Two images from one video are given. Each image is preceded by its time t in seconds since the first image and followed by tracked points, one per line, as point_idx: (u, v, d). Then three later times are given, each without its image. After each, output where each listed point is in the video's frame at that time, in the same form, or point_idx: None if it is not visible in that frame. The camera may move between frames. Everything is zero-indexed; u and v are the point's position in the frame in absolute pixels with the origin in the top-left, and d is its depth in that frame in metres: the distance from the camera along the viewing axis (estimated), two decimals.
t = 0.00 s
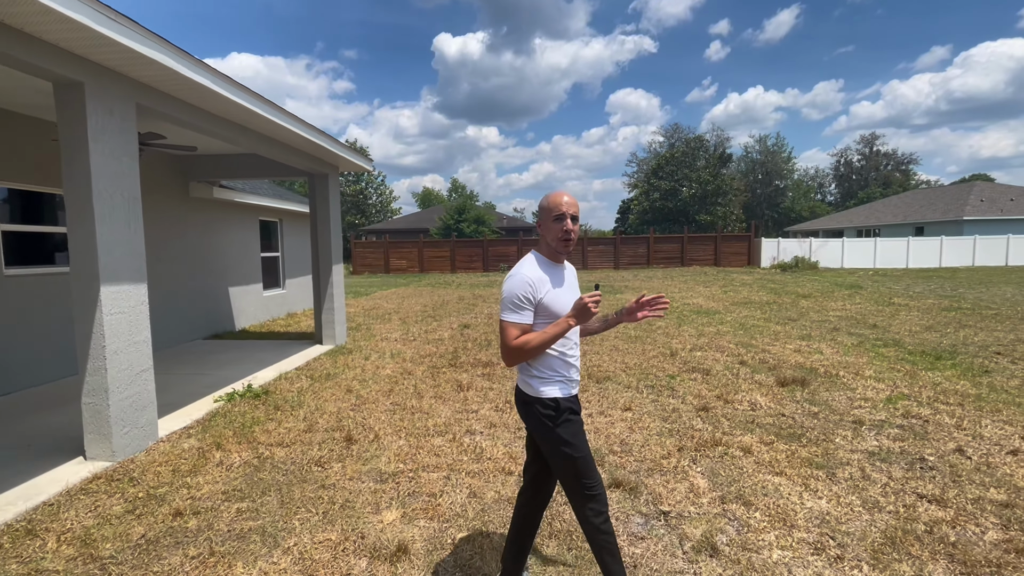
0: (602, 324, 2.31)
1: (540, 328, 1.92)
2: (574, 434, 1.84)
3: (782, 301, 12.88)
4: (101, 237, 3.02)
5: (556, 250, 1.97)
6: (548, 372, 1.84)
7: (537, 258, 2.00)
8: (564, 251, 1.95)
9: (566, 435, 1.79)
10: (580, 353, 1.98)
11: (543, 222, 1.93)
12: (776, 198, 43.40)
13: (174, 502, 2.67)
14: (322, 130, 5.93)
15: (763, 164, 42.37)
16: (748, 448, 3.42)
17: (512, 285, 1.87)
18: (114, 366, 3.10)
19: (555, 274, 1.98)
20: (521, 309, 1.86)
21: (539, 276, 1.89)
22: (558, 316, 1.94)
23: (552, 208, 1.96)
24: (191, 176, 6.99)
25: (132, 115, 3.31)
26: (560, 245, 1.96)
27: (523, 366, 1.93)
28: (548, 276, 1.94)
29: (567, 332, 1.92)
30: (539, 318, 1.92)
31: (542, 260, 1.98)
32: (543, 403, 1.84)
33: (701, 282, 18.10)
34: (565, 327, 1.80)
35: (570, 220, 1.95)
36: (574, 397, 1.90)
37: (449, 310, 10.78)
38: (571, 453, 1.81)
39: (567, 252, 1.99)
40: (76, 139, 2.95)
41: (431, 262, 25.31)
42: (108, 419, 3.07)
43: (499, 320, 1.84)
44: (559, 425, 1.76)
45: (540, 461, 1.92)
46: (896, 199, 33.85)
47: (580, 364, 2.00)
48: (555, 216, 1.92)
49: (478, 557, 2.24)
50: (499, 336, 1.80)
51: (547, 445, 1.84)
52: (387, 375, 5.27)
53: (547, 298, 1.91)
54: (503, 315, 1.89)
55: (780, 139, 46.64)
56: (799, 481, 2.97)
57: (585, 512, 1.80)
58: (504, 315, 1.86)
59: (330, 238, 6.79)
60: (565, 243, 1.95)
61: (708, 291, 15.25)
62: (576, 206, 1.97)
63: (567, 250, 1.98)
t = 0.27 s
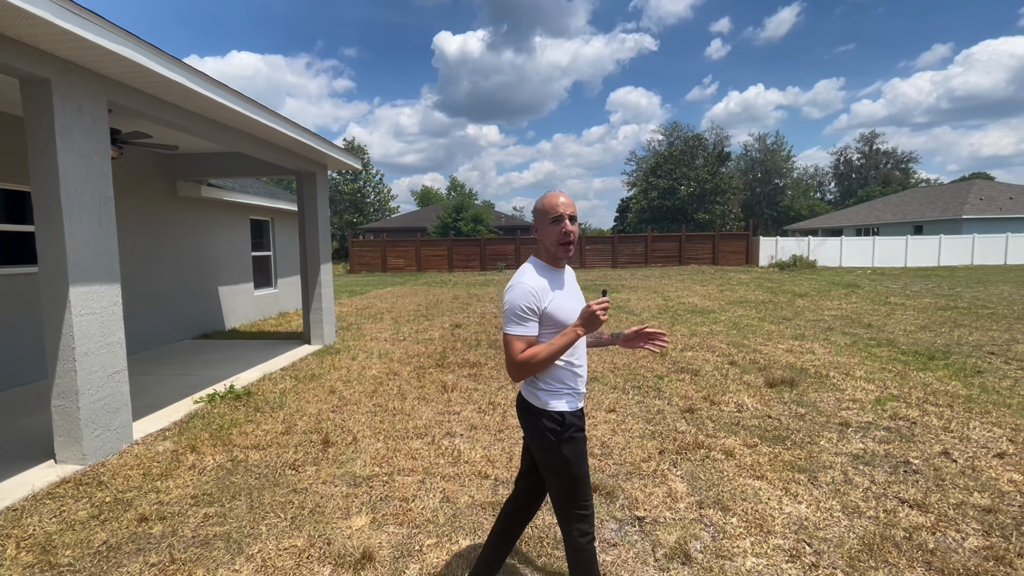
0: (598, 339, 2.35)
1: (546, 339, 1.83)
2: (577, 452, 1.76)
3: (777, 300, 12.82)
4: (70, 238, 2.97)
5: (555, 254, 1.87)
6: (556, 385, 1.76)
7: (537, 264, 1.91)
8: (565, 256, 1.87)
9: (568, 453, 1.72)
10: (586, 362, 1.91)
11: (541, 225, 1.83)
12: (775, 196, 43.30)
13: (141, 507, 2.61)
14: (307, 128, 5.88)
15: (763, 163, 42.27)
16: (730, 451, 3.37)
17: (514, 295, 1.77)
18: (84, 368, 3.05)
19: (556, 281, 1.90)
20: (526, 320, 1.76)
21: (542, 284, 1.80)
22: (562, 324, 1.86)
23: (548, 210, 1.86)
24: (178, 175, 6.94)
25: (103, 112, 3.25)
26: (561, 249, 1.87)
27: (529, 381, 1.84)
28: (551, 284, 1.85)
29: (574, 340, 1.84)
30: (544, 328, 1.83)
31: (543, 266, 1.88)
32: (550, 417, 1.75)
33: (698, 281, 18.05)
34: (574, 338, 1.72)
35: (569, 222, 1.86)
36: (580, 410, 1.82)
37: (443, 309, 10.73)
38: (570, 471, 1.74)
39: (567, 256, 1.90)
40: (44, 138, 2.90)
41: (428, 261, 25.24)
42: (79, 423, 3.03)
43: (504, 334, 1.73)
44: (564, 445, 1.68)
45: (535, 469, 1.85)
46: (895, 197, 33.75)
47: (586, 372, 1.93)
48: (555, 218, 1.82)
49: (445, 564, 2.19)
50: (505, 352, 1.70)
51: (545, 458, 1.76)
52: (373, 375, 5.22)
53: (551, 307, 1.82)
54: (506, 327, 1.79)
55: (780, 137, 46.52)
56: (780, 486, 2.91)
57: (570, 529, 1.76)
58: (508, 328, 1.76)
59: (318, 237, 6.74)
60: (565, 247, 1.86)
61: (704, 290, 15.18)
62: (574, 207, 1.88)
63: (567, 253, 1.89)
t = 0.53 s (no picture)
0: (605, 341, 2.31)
1: (550, 341, 1.80)
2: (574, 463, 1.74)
3: (774, 299, 12.76)
4: (41, 237, 2.93)
5: (558, 252, 1.85)
6: (562, 388, 1.73)
7: (539, 263, 1.88)
8: (569, 254, 1.85)
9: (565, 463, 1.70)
10: (591, 362, 1.88)
11: (543, 222, 1.82)
12: (774, 195, 43.22)
13: (109, 511, 2.57)
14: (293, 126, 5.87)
15: (762, 161, 42.17)
16: (713, 453, 3.33)
17: (518, 296, 1.74)
18: (57, 368, 3.01)
19: (560, 279, 1.88)
20: (531, 322, 1.73)
21: (546, 283, 1.78)
22: (566, 324, 1.84)
23: (550, 206, 1.84)
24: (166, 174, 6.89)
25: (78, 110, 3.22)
26: (564, 247, 1.85)
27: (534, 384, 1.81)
28: (554, 283, 1.83)
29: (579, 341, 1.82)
30: (548, 330, 1.80)
31: (545, 265, 1.86)
32: (552, 423, 1.73)
33: (695, 280, 18.00)
34: (582, 339, 1.70)
35: (572, 218, 1.84)
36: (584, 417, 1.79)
37: (437, 308, 10.69)
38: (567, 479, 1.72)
39: (570, 254, 1.88)
40: (15, 136, 2.86)
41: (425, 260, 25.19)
42: (51, 424, 2.99)
43: (507, 336, 1.70)
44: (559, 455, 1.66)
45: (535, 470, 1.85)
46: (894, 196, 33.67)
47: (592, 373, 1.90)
48: (557, 215, 1.80)
49: (413, 571, 2.15)
50: (510, 355, 1.66)
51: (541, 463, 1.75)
52: (359, 376, 5.18)
53: (555, 307, 1.79)
54: (509, 330, 1.76)
55: (779, 136, 46.43)
56: (761, 489, 2.87)
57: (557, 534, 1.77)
58: (511, 330, 1.73)
59: (307, 236, 6.71)
60: (569, 244, 1.85)
61: (701, 289, 15.12)
62: (577, 203, 1.87)
63: (570, 251, 1.87)
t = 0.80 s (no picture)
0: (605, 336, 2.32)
1: (538, 339, 1.79)
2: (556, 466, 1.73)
3: (770, 298, 12.71)
4: (14, 235, 2.90)
5: (554, 249, 1.85)
6: (547, 389, 1.72)
7: (534, 259, 1.87)
8: (565, 251, 1.85)
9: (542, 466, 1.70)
10: (582, 365, 1.86)
11: (541, 218, 1.82)
12: (774, 193, 43.14)
13: (79, 512, 2.54)
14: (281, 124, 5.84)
15: (761, 160, 42.08)
16: (694, 453, 3.30)
17: (508, 291, 1.73)
18: (32, 367, 2.99)
19: (553, 277, 1.86)
20: (519, 318, 1.72)
21: (538, 280, 1.77)
22: (556, 324, 1.82)
23: (548, 202, 1.83)
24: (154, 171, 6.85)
25: (53, 107, 3.19)
26: (561, 244, 1.84)
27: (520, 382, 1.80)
28: (547, 280, 1.82)
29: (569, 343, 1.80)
30: (537, 328, 1.79)
31: (539, 262, 1.85)
32: (537, 426, 1.73)
33: (692, 279, 17.96)
34: (570, 339, 1.68)
35: (570, 215, 1.84)
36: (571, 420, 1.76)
37: (431, 307, 10.66)
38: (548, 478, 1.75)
39: (565, 252, 1.88)
40: None
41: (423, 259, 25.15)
42: (25, 424, 2.96)
43: (493, 331, 1.70)
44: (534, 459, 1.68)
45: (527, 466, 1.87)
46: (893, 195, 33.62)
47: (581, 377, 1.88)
48: (554, 211, 1.80)
49: (380, 573, 2.12)
50: (494, 350, 1.66)
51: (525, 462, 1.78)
52: (345, 375, 5.15)
53: (545, 305, 1.78)
54: (497, 325, 1.75)
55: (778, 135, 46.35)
56: (740, 490, 2.84)
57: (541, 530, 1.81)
58: (498, 326, 1.72)
59: (296, 234, 6.69)
60: (565, 241, 1.84)
61: (697, 287, 15.07)
62: (575, 201, 1.87)
63: (565, 249, 1.87)
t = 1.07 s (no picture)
0: (603, 334, 2.28)
1: (527, 340, 1.77)
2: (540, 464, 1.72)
3: (764, 296, 12.68)
4: None
5: (547, 250, 1.82)
6: (535, 389, 1.70)
7: (527, 260, 1.86)
8: (557, 252, 1.81)
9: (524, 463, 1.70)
10: (576, 367, 1.81)
11: (534, 219, 1.80)
12: (772, 192, 43.08)
13: (45, 513, 2.52)
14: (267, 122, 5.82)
15: (760, 158, 42.03)
16: (673, 454, 3.28)
17: (496, 292, 1.73)
18: (3, 367, 2.96)
19: (545, 278, 1.84)
20: (506, 318, 1.71)
21: (527, 281, 1.75)
22: (547, 324, 1.80)
23: (542, 203, 1.81)
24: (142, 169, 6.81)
25: (25, 105, 3.17)
26: (553, 245, 1.81)
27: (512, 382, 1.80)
28: (537, 281, 1.80)
29: (559, 343, 1.76)
30: (526, 329, 1.78)
31: (532, 263, 1.83)
32: (525, 424, 1.72)
33: (688, 277, 17.93)
34: (555, 340, 1.64)
35: (563, 217, 1.79)
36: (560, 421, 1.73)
37: (423, 306, 10.63)
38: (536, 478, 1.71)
39: (559, 253, 1.85)
40: None
41: (420, 257, 25.12)
42: None
43: (481, 331, 1.72)
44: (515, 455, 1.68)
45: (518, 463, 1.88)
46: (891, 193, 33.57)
47: (576, 379, 1.83)
48: (546, 212, 1.77)
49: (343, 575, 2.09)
50: (479, 349, 1.67)
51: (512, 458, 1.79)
52: (330, 374, 5.13)
53: (533, 306, 1.76)
54: (488, 325, 1.75)
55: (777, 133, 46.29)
56: (715, 491, 2.81)
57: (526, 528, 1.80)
58: (487, 326, 1.73)
59: (284, 233, 6.66)
60: (558, 242, 1.81)
61: (692, 286, 15.05)
62: (570, 201, 1.83)
63: (559, 250, 1.84)
